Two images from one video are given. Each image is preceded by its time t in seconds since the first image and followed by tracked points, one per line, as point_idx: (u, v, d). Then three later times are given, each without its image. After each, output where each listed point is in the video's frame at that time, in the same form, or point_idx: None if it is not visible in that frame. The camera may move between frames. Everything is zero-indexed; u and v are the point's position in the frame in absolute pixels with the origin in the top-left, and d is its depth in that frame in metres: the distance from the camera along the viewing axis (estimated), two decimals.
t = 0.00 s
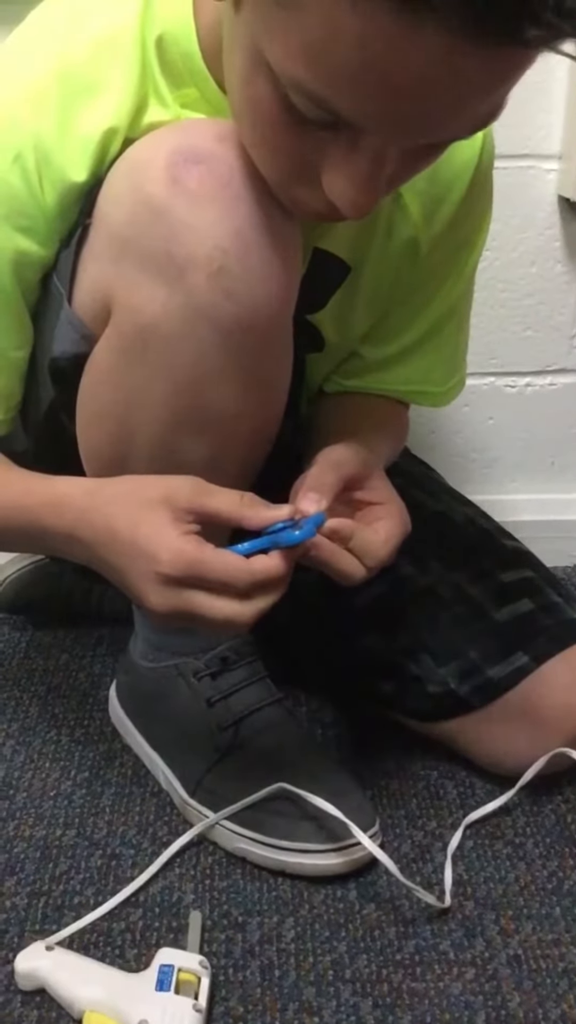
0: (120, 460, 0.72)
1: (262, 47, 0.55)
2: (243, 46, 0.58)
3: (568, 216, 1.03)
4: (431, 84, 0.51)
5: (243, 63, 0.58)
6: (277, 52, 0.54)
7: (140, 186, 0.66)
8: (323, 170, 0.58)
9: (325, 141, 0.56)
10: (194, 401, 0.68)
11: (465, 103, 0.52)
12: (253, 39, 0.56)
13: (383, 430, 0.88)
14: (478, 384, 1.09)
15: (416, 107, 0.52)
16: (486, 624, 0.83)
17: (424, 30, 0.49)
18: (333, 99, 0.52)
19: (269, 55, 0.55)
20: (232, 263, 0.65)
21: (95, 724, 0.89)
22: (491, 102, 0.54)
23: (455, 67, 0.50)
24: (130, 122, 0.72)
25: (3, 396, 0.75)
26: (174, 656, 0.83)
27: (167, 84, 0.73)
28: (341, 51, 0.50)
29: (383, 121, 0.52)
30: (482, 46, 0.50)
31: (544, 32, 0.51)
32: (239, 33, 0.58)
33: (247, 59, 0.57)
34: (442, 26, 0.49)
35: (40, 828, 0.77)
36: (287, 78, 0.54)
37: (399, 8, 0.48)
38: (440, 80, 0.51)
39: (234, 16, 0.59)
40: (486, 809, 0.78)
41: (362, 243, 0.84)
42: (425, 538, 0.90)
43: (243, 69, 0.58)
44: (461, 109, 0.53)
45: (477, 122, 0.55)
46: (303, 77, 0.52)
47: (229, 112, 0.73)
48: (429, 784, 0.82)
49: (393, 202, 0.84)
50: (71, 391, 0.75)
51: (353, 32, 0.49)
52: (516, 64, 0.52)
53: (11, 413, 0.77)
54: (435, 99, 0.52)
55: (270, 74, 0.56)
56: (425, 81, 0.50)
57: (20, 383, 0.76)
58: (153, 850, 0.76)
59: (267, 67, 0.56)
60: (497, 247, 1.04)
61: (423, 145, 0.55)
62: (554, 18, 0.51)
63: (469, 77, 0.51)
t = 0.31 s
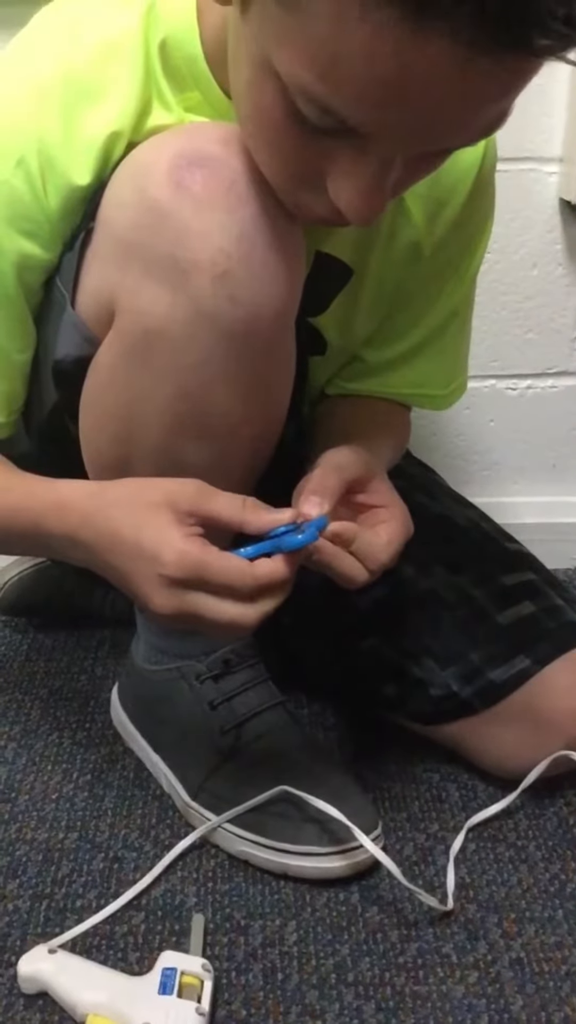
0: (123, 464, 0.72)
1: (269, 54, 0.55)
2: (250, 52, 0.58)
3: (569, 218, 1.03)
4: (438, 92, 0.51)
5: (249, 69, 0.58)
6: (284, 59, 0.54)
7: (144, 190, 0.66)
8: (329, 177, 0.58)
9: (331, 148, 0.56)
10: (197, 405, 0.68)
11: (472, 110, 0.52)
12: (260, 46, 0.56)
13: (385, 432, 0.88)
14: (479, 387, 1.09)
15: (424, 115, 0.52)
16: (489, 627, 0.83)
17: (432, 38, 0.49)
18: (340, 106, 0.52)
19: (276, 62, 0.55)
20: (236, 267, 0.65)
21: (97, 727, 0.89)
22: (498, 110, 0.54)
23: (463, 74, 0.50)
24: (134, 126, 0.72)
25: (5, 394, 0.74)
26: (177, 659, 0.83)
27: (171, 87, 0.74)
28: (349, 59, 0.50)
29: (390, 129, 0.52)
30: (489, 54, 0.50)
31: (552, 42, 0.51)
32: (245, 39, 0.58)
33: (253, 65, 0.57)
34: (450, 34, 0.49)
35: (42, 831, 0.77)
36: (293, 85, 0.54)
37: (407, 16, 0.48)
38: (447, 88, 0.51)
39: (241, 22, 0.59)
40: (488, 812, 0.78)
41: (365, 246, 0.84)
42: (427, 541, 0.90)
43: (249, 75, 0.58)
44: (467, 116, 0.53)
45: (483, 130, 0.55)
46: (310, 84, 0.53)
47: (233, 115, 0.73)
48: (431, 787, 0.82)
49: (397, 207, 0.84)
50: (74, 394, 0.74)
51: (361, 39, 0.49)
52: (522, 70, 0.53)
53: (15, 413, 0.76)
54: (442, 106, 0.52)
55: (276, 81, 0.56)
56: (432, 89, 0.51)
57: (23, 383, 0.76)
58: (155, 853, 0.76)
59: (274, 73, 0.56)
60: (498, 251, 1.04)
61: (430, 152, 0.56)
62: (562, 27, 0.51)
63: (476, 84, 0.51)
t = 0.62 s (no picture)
0: (126, 466, 0.72)
1: (277, 57, 0.55)
2: (256, 55, 0.58)
3: (570, 219, 1.03)
4: (446, 97, 0.51)
5: (255, 72, 0.58)
6: (292, 62, 0.53)
7: (148, 192, 0.66)
8: (334, 180, 0.58)
9: (338, 151, 0.56)
10: (200, 407, 0.68)
11: (479, 116, 0.52)
12: (267, 49, 0.56)
13: (387, 434, 0.88)
14: (480, 388, 1.09)
15: (431, 120, 0.52)
16: (491, 629, 0.83)
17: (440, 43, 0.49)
18: (348, 110, 0.52)
19: (283, 65, 0.55)
20: (239, 269, 0.65)
21: (98, 729, 0.89)
22: (504, 114, 0.54)
23: (471, 79, 0.50)
24: (138, 127, 0.72)
25: (7, 394, 0.74)
26: (178, 661, 0.83)
27: (173, 88, 0.73)
28: (358, 63, 0.50)
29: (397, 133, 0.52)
30: (497, 59, 0.50)
31: (560, 48, 0.51)
32: (252, 42, 0.58)
33: (260, 68, 0.57)
34: (459, 40, 0.49)
35: (44, 833, 0.77)
36: (300, 87, 0.54)
37: (416, 21, 0.48)
38: (455, 93, 0.51)
39: (247, 25, 0.58)
40: (490, 813, 0.78)
41: (367, 248, 0.84)
42: (429, 542, 0.90)
43: (256, 78, 0.58)
44: (474, 121, 0.53)
45: (490, 134, 0.55)
46: (318, 88, 0.52)
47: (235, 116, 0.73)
48: (433, 788, 0.82)
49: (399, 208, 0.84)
50: (76, 395, 0.74)
51: (369, 44, 0.49)
52: (529, 74, 0.52)
53: (16, 413, 0.76)
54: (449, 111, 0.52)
55: (283, 84, 0.56)
56: (439, 95, 0.50)
57: (25, 383, 0.76)
58: (156, 855, 0.76)
59: (282, 77, 0.55)
60: (500, 252, 1.04)
61: (436, 156, 0.55)
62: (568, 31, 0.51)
63: (484, 89, 0.51)
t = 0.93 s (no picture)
0: (129, 467, 0.72)
1: (286, 61, 0.55)
2: (265, 59, 0.57)
3: (572, 220, 1.03)
4: (456, 104, 0.51)
5: (263, 76, 0.58)
6: (302, 67, 0.54)
7: (151, 193, 0.66)
8: (342, 185, 0.58)
9: (346, 156, 0.56)
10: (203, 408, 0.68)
11: (489, 123, 0.53)
12: (275, 52, 0.56)
13: (388, 434, 0.88)
14: (481, 389, 1.09)
15: (440, 126, 0.52)
16: (493, 630, 0.83)
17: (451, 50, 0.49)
18: (357, 115, 0.52)
19: (293, 69, 0.55)
20: (243, 270, 0.65)
21: (100, 730, 0.89)
22: (513, 122, 0.54)
23: (481, 86, 0.50)
24: (142, 127, 0.72)
25: (10, 395, 0.74)
26: (180, 662, 0.83)
27: (177, 88, 0.74)
28: (368, 68, 0.50)
29: (407, 139, 0.52)
30: (507, 66, 0.50)
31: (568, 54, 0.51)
32: (260, 45, 0.58)
33: (268, 71, 0.57)
34: (472, 47, 0.49)
35: (46, 834, 0.77)
36: (310, 92, 0.54)
37: (428, 27, 0.48)
38: (465, 100, 0.51)
39: (255, 28, 0.58)
40: (493, 814, 0.78)
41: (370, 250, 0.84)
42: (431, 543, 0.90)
43: (264, 82, 0.58)
44: (484, 127, 0.53)
45: (498, 141, 0.55)
46: (328, 92, 0.52)
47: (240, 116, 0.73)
48: (435, 789, 0.82)
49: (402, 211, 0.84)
50: (79, 396, 0.74)
51: (381, 51, 0.49)
52: (537, 80, 0.53)
53: (19, 414, 0.76)
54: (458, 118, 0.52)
55: (292, 88, 0.56)
56: (448, 99, 0.51)
57: (28, 383, 0.75)
58: (159, 856, 0.76)
59: (291, 80, 0.55)
60: (501, 252, 1.04)
61: (443, 162, 0.56)
62: None
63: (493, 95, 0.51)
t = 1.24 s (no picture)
0: (135, 466, 0.71)
1: (299, 60, 0.55)
2: (276, 58, 0.57)
3: None
4: (469, 106, 0.51)
5: (274, 75, 0.58)
6: (315, 66, 0.53)
7: (158, 191, 0.66)
8: (352, 185, 0.58)
9: (357, 157, 0.56)
10: (209, 406, 0.68)
11: (500, 124, 0.53)
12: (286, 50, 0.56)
13: (393, 434, 0.88)
14: (485, 388, 1.09)
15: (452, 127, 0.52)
16: (498, 629, 0.83)
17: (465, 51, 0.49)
18: (369, 115, 0.52)
19: (305, 68, 0.55)
20: (251, 269, 0.65)
21: (104, 730, 0.89)
22: (525, 123, 0.54)
23: (494, 88, 0.50)
24: (149, 126, 0.72)
25: (16, 394, 0.74)
26: (185, 661, 0.83)
27: (184, 87, 0.74)
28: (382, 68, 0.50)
29: (418, 140, 0.52)
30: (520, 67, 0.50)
31: None
32: (272, 45, 0.58)
33: (280, 70, 0.57)
34: (486, 48, 0.49)
35: (51, 834, 0.77)
36: (322, 91, 0.54)
37: (440, 27, 0.48)
38: (477, 102, 0.51)
39: (267, 27, 0.58)
40: (498, 814, 0.78)
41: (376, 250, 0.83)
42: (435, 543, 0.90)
43: (275, 81, 0.58)
44: (496, 129, 0.53)
45: (508, 142, 0.55)
46: (340, 91, 0.52)
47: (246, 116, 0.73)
48: (440, 789, 0.82)
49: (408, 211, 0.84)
50: (84, 395, 0.74)
51: (395, 51, 0.49)
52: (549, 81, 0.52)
53: (25, 413, 0.76)
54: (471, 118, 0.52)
55: (304, 87, 0.56)
56: (459, 100, 0.50)
57: (34, 382, 0.75)
58: (164, 856, 0.75)
59: (302, 80, 0.55)
60: (505, 252, 1.04)
61: (454, 163, 0.56)
62: None
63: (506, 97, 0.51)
